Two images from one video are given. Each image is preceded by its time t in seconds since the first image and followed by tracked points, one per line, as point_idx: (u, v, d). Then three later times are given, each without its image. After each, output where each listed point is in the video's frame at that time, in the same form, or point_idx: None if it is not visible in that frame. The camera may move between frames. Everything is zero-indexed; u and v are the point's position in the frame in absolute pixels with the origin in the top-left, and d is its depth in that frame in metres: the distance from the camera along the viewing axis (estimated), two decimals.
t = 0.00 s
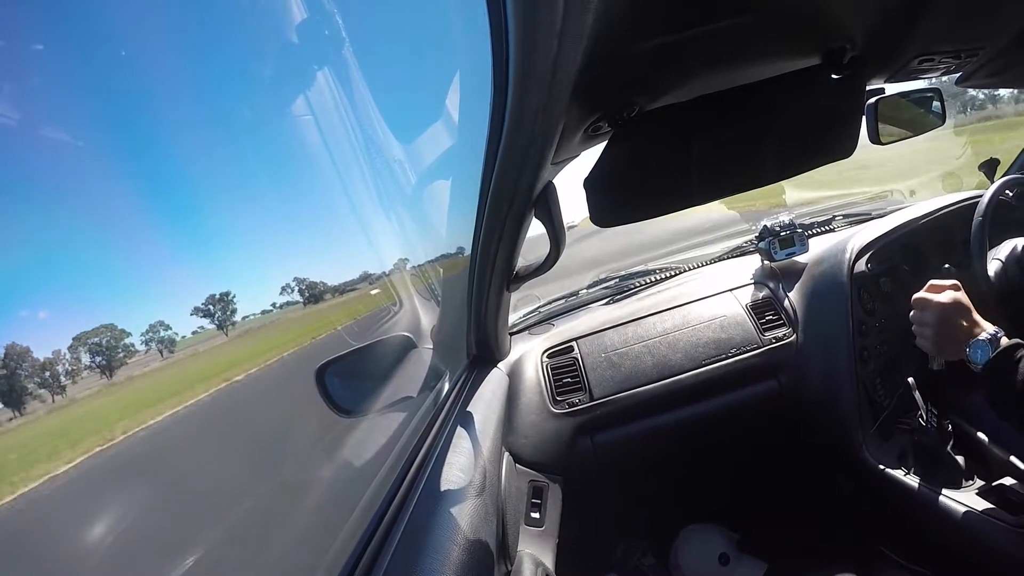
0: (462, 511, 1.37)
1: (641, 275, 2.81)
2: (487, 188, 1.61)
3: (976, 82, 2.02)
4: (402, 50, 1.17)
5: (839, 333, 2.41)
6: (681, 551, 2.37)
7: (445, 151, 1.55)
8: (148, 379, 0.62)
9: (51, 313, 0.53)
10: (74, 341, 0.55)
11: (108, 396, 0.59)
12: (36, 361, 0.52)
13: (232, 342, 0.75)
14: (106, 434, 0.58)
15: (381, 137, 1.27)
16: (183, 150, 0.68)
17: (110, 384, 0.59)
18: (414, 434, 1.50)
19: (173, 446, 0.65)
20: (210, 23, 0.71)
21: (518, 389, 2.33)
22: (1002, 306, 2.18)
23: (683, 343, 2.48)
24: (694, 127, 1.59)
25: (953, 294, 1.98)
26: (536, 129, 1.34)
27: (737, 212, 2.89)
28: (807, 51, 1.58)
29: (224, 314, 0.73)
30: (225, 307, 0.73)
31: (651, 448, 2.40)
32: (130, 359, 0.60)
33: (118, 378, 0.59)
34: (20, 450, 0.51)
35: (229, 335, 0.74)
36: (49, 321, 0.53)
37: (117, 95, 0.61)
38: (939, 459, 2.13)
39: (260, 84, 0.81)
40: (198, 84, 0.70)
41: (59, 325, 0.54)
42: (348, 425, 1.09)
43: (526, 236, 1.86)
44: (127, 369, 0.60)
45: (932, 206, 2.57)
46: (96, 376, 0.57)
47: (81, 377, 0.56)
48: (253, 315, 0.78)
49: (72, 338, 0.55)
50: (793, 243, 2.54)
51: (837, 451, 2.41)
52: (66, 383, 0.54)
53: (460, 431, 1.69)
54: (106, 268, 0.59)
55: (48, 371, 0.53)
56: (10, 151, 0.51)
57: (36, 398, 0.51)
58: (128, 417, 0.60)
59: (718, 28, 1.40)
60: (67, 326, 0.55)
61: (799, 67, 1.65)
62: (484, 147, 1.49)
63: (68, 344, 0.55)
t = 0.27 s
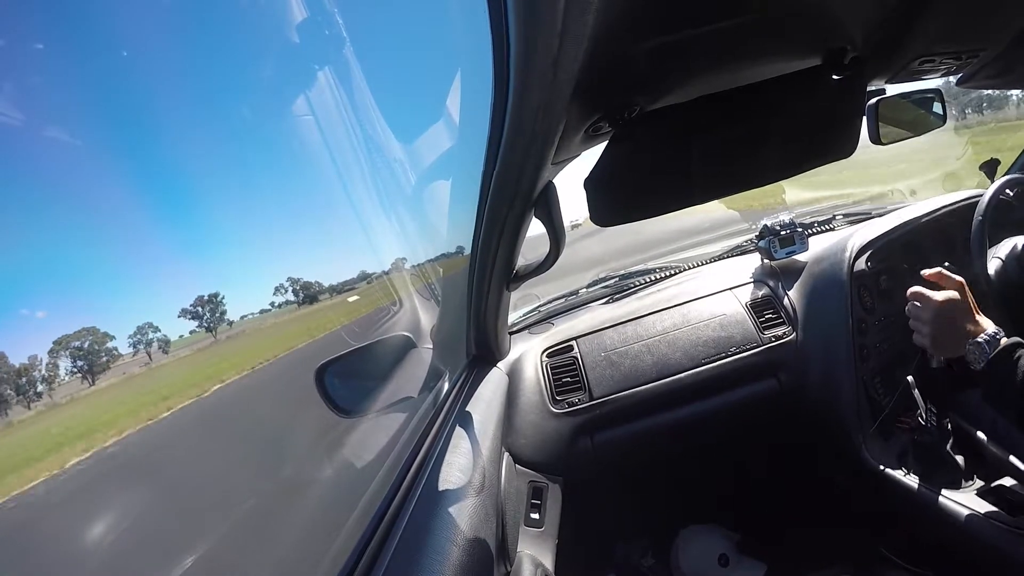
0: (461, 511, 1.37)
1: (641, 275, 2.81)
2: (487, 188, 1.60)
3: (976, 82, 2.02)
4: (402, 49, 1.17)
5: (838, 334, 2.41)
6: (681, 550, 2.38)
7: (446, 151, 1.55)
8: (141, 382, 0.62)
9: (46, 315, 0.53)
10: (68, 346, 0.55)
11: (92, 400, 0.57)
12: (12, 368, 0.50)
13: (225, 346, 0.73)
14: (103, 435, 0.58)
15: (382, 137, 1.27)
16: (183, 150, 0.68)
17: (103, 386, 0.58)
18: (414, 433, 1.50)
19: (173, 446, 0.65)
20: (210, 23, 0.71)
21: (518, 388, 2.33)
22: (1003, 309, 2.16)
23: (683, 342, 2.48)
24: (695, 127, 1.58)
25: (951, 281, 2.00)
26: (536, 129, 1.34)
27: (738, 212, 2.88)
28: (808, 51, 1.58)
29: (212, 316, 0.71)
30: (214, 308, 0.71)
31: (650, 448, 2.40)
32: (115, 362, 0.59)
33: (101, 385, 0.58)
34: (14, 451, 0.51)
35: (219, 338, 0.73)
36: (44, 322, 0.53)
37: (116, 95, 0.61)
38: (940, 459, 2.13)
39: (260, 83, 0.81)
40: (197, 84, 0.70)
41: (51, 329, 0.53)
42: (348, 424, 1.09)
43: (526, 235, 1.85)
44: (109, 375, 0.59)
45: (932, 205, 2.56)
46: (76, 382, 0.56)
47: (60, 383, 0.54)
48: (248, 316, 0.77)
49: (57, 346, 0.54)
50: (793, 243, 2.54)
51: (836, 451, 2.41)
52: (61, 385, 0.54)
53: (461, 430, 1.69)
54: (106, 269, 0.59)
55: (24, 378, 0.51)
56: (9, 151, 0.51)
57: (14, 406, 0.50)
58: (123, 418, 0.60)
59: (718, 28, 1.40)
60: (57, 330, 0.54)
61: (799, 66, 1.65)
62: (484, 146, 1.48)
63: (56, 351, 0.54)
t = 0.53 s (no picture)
0: (462, 511, 1.37)
1: (642, 275, 2.81)
2: (487, 188, 1.60)
3: (976, 82, 2.02)
4: (402, 49, 1.17)
5: (839, 333, 2.41)
6: (681, 550, 2.38)
7: (446, 151, 1.55)
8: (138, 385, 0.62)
9: (41, 316, 0.53)
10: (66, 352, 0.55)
11: (79, 404, 0.56)
12: None
13: (218, 346, 0.73)
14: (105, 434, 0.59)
15: (383, 137, 1.28)
16: (183, 149, 0.68)
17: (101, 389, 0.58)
18: (414, 434, 1.49)
19: (173, 446, 0.65)
20: (210, 22, 0.71)
21: (518, 388, 2.33)
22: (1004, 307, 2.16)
23: (683, 342, 2.48)
24: (695, 127, 1.58)
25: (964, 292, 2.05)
26: (536, 129, 1.34)
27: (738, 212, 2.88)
28: (808, 51, 1.58)
29: (201, 316, 0.70)
30: (203, 308, 0.70)
31: (651, 448, 2.40)
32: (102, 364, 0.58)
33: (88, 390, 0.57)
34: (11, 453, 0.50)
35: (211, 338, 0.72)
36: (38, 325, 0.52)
37: (116, 95, 0.61)
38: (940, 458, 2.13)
39: (260, 83, 0.81)
40: (197, 84, 0.70)
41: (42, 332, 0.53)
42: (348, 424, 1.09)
43: (526, 236, 1.85)
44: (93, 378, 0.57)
45: (932, 205, 2.56)
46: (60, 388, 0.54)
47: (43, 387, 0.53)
48: (242, 315, 0.76)
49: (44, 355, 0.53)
50: (793, 242, 2.54)
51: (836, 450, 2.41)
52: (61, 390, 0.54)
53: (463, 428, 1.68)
54: (106, 268, 0.59)
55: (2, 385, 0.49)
56: (10, 151, 0.51)
57: None
58: (125, 418, 0.60)
59: (718, 28, 1.40)
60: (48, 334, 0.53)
61: (799, 66, 1.65)
62: (484, 146, 1.49)
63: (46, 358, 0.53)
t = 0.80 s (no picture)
0: (460, 511, 1.36)
1: (641, 275, 2.81)
2: (487, 188, 1.60)
3: (976, 82, 2.02)
4: (403, 49, 1.17)
5: (839, 334, 2.40)
6: (681, 551, 2.38)
7: (445, 151, 1.55)
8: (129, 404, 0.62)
9: (39, 317, 0.52)
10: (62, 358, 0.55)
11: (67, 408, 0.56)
12: None
13: (218, 347, 0.73)
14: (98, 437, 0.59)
15: (383, 138, 1.28)
16: (183, 150, 0.68)
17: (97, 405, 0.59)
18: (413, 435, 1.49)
19: (174, 446, 0.65)
20: (209, 23, 0.71)
21: (518, 388, 2.33)
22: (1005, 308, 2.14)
23: (683, 343, 2.49)
24: (695, 127, 1.58)
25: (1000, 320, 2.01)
26: (537, 129, 1.34)
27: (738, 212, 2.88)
28: (808, 51, 1.58)
29: (191, 319, 0.68)
30: (193, 312, 0.68)
31: (651, 448, 2.40)
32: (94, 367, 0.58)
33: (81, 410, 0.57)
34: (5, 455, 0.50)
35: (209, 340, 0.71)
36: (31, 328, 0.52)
37: (116, 95, 0.61)
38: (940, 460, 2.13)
39: (260, 83, 0.81)
40: (197, 84, 0.70)
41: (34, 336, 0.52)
42: (348, 426, 1.09)
43: (526, 236, 1.85)
44: (84, 376, 0.57)
45: (932, 205, 2.56)
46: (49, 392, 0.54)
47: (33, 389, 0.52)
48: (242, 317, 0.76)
49: (38, 364, 0.53)
50: (793, 243, 2.54)
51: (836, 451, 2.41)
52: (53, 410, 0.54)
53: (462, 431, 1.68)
54: (106, 268, 0.59)
55: None
56: (9, 152, 0.51)
57: None
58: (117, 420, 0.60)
59: (719, 28, 1.40)
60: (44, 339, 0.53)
61: (799, 66, 1.65)
62: (484, 145, 1.49)
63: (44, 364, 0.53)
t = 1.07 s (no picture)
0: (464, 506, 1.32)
1: (641, 279, 2.81)
2: (487, 191, 1.60)
3: (974, 83, 2.02)
4: (403, 50, 1.18)
5: (839, 336, 2.40)
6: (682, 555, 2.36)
7: (446, 154, 1.56)
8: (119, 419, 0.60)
9: (29, 325, 0.52)
10: (56, 365, 0.54)
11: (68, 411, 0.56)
12: None
13: (213, 353, 0.72)
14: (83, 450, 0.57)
15: (386, 143, 1.28)
16: (182, 153, 0.68)
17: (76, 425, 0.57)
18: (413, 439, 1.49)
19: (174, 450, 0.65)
20: (208, 26, 0.71)
21: (518, 392, 2.33)
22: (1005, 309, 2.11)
23: (683, 346, 2.49)
24: (694, 130, 1.59)
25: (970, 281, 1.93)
26: (537, 132, 1.34)
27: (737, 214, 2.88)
28: (806, 54, 1.58)
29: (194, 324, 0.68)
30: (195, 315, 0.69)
31: (651, 451, 2.39)
32: (88, 373, 0.58)
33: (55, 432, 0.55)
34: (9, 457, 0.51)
35: (206, 345, 0.71)
36: (15, 343, 0.51)
37: (115, 98, 0.61)
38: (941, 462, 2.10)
39: (260, 87, 0.80)
40: (196, 88, 0.70)
41: (19, 352, 0.52)
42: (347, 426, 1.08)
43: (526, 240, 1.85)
44: (81, 379, 0.57)
45: (932, 207, 2.56)
46: (42, 398, 0.53)
47: (26, 394, 0.52)
48: (238, 320, 0.75)
49: (31, 374, 0.52)
50: (793, 245, 2.54)
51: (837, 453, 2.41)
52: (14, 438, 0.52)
53: (463, 428, 1.67)
54: (103, 272, 0.59)
55: None
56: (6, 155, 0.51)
57: None
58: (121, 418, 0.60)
59: (718, 31, 1.41)
60: (33, 356, 0.53)
61: (798, 69, 1.65)
62: (483, 147, 1.49)
63: (37, 376, 0.52)
